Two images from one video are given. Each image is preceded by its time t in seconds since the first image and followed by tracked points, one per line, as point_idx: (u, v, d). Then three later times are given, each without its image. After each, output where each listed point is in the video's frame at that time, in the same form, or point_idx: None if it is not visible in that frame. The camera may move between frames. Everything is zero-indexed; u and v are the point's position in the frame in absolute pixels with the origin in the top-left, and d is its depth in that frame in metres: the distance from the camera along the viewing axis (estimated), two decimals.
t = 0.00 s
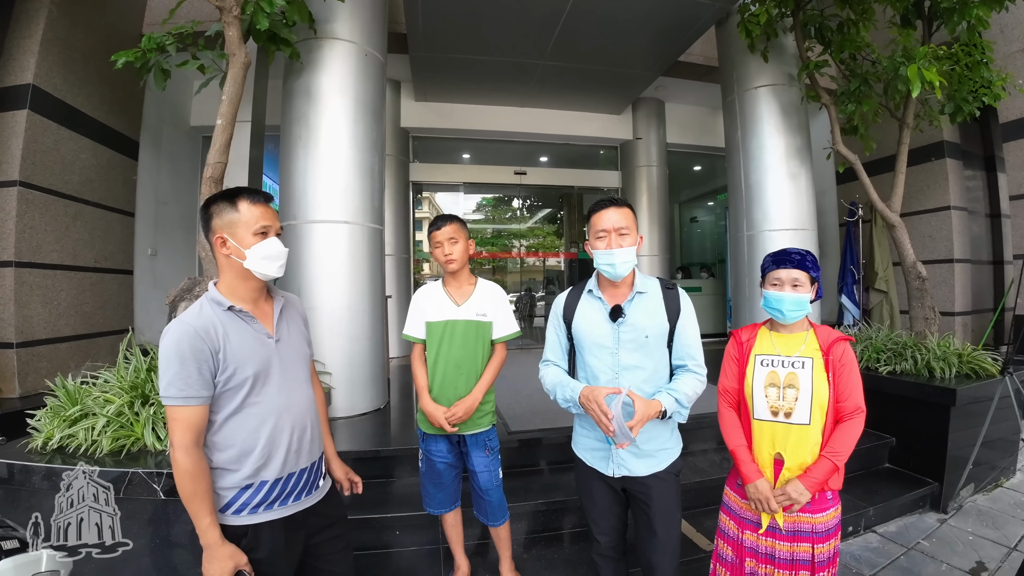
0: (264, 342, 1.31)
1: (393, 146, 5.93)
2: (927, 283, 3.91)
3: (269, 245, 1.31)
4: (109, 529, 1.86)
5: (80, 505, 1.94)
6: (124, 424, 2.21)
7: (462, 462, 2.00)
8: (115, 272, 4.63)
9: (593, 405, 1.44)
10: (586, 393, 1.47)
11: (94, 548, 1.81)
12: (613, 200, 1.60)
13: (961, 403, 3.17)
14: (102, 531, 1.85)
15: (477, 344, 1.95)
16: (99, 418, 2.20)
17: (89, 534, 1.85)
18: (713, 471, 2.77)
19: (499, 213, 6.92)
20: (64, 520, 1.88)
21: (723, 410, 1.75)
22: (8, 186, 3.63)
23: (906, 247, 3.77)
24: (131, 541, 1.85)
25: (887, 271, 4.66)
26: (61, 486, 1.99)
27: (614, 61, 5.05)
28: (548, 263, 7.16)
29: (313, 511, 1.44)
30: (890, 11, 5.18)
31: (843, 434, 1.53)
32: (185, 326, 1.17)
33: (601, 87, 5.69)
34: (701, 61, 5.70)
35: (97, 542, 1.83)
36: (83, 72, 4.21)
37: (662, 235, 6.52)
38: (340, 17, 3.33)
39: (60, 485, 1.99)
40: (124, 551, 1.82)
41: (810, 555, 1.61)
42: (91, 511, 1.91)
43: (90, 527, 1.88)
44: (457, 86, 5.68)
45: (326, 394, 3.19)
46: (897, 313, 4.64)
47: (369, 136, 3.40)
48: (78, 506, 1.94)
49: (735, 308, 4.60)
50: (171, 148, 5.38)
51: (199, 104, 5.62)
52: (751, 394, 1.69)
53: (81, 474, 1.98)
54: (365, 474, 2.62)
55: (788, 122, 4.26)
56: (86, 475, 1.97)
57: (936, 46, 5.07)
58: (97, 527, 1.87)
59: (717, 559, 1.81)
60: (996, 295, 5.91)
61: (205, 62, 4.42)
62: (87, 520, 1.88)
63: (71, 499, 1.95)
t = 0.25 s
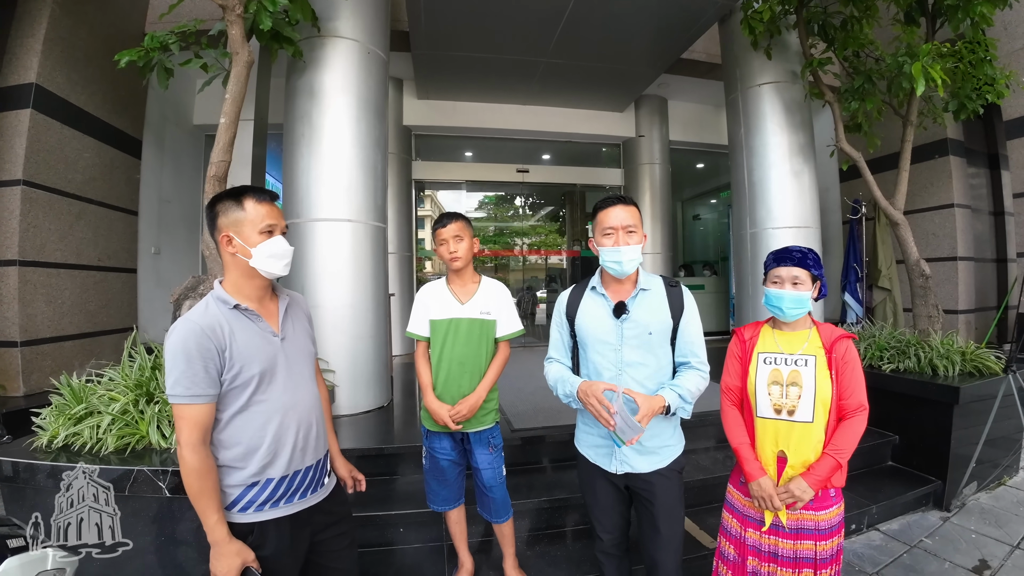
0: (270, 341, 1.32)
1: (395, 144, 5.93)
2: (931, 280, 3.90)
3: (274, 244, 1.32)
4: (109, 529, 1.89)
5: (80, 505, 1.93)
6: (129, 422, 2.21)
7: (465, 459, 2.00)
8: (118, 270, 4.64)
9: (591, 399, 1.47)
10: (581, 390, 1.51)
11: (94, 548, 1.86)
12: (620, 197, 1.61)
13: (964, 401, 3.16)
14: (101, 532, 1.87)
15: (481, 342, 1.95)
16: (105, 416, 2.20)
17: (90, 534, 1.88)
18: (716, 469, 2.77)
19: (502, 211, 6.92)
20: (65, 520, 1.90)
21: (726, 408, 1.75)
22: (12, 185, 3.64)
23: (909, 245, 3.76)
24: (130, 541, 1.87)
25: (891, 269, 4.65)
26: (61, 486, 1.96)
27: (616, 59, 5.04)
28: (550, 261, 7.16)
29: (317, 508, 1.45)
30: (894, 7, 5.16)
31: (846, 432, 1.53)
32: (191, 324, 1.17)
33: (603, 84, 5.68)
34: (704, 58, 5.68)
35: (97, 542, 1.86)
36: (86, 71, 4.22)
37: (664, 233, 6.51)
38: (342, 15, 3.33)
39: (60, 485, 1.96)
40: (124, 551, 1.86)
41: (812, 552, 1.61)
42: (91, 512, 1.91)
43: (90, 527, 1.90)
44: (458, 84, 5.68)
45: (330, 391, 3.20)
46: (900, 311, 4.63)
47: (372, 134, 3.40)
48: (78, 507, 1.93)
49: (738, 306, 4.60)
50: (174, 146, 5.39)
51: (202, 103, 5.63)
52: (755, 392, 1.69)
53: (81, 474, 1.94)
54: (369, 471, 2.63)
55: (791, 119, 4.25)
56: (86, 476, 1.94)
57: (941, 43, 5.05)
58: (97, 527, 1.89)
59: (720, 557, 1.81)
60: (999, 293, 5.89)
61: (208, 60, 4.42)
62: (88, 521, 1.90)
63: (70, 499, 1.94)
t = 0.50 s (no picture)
0: (273, 338, 1.32)
1: (397, 142, 5.93)
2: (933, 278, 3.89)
3: (278, 241, 1.32)
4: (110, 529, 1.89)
5: (81, 505, 1.94)
6: (133, 419, 2.22)
7: (467, 456, 2.00)
8: (121, 269, 4.65)
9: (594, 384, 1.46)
10: (584, 374, 1.50)
11: (94, 548, 1.86)
12: (635, 197, 1.62)
13: (967, 398, 3.16)
14: (101, 531, 1.88)
15: (482, 339, 1.95)
16: (108, 414, 2.20)
17: (89, 534, 1.88)
18: (718, 466, 2.77)
19: (504, 209, 6.92)
20: (65, 520, 1.90)
21: (727, 405, 1.74)
22: (14, 184, 3.65)
23: (913, 242, 3.75)
24: (131, 541, 1.87)
25: (893, 266, 4.64)
26: (61, 486, 1.99)
27: (619, 56, 5.03)
28: (552, 258, 7.16)
29: (320, 504, 1.46)
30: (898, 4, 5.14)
31: (848, 429, 1.53)
32: (195, 321, 1.17)
33: (605, 82, 5.67)
34: (707, 55, 5.66)
35: (97, 541, 1.86)
36: (88, 69, 4.22)
37: (667, 230, 6.51)
38: (344, 13, 3.33)
39: (60, 486, 1.98)
40: (124, 551, 1.86)
41: (813, 550, 1.61)
42: (91, 512, 1.92)
43: (90, 527, 1.90)
44: (460, 82, 5.67)
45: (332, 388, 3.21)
46: (903, 308, 4.62)
47: (374, 132, 3.40)
48: (78, 506, 1.94)
49: (740, 303, 4.59)
50: (176, 144, 5.40)
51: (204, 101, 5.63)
52: (756, 389, 1.68)
53: (81, 474, 1.96)
54: (371, 468, 2.63)
55: (794, 116, 4.24)
56: (86, 475, 1.96)
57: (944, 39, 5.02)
58: (97, 527, 1.89)
59: (721, 554, 1.81)
60: (1003, 291, 5.87)
61: (209, 58, 4.42)
62: (88, 520, 1.90)
63: (71, 499, 1.95)
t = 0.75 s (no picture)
0: (276, 335, 1.32)
1: (398, 139, 5.92)
2: (935, 274, 3.88)
3: (280, 239, 1.32)
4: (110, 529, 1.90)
5: (81, 505, 1.94)
6: (136, 418, 2.22)
7: (468, 453, 2.01)
8: (123, 267, 4.66)
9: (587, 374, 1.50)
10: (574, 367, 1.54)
11: (94, 548, 1.87)
12: (641, 195, 1.62)
13: (969, 395, 3.16)
14: (101, 531, 1.89)
15: (483, 336, 1.95)
16: (111, 412, 2.21)
17: (89, 534, 1.89)
18: (720, 463, 2.77)
19: (505, 206, 6.92)
20: (65, 520, 1.91)
21: (728, 402, 1.74)
22: (16, 183, 3.65)
23: (915, 238, 3.73)
24: (131, 541, 1.88)
25: (896, 262, 4.62)
26: (61, 485, 1.98)
27: (620, 52, 5.01)
28: (554, 256, 7.14)
29: (323, 501, 1.46)
30: None
31: (849, 426, 1.53)
32: (198, 319, 1.18)
33: (607, 78, 5.66)
34: (708, 51, 5.64)
35: (97, 541, 1.87)
36: (89, 68, 4.22)
37: (669, 227, 6.50)
38: (344, 10, 3.32)
39: (61, 485, 1.98)
40: (124, 551, 1.87)
41: (815, 546, 1.61)
42: (91, 512, 1.93)
43: (90, 527, 1.91)
44: (461, 79, 5.66)
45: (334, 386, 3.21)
46: (905, 305, 4.61)
47: (375, 129, 3.39)
48: (78, 506, 1.95)
49: (742, 300, 4.59)
50: (177, 142, 5.39)
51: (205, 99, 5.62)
52: (757, 386, 1.68)
53: (81, 474, 1.95)
54: (373, 465, 2.64)
55: (796, 112, 4.22)
56: (87, 476, 1.95)
57: (947, 34, 5.00)
58: (97, 527, 1.90)
59: (723, 551, 1.82)
60: (1005, 287, 5.86)
61: (210, 56, 4.42)
62: (88, 521, 1.91)
63: (71, 499, 1.95)
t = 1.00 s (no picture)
0: (277, 331, 1.32)
1: (398, 136, 5.90)
2: (937, 271, 3.87)
3: (280, 235, 1.32)
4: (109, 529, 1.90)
5: (81, 505, 1.93)
6: (137, 415, 2.21)
7: (468, 449, 2.01)
8: (124, 265, 4.66)
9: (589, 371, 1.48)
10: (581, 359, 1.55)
11: (94, 548, 1.87)
12: (641, 190, 1.61)
13: (971, 391, 3.15)
14: (102, 531, 1.89)
15: (482, 332, 1.95)
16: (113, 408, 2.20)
17: (90, 534, 1.89)
18: (721, 459, 2.77)
19: (506, 203, 6.92)
20: (64, 520, 1.91)
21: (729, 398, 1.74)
22: (16, 180, 3.65)
23: (917, 234, 3.72)
24: (131, 541, 1.89)
25: (897, 259, 4.62)
26: (61, 485, 1.97)
27: (621, 47, 4.99)
28: (555, 252, 7.15)
29: (324, 497, 1.47)
30: None
31: (851, 422, 1.52)
32: (198, 316, 1.17)
33: (608, 73, 5.64)
34: (710, 46, 5.61)
35: (97, 541, 1.87)
36: (89, 66, 4.21)
37: (670, 223, 6.49)
38: (344, 6, 3.31)
39: (61, 485, 1.97)
40: (124, 551, 1.88)
41: (816, 543, 1.61)
42: (91, 512, 1.92)
43: (90, 527, 1.91)
44: (461, 75, 5.64)
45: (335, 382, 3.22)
46: (906, 301, 4.60)
47: (375, 125, 3.39)
48: (78, 506, 1.94)
49: (743, 296, 4.58)
50: (177, 139, 5.39)
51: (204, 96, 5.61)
52: (758, 381, 1.68)
53: (81, 474, 1.94)
54: (374, 461, 2.65)
55: (798, 107, 4.20)
56: (87, 476, 1.94)
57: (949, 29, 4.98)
58: (97, 527, 1.90)
59: (724, 547, 1.82)
60: (1007, 283, 5.85)
61: (209, 52, 4.41)
62: (88, 521, 1.91)
63: (71, 499, 1.94)
